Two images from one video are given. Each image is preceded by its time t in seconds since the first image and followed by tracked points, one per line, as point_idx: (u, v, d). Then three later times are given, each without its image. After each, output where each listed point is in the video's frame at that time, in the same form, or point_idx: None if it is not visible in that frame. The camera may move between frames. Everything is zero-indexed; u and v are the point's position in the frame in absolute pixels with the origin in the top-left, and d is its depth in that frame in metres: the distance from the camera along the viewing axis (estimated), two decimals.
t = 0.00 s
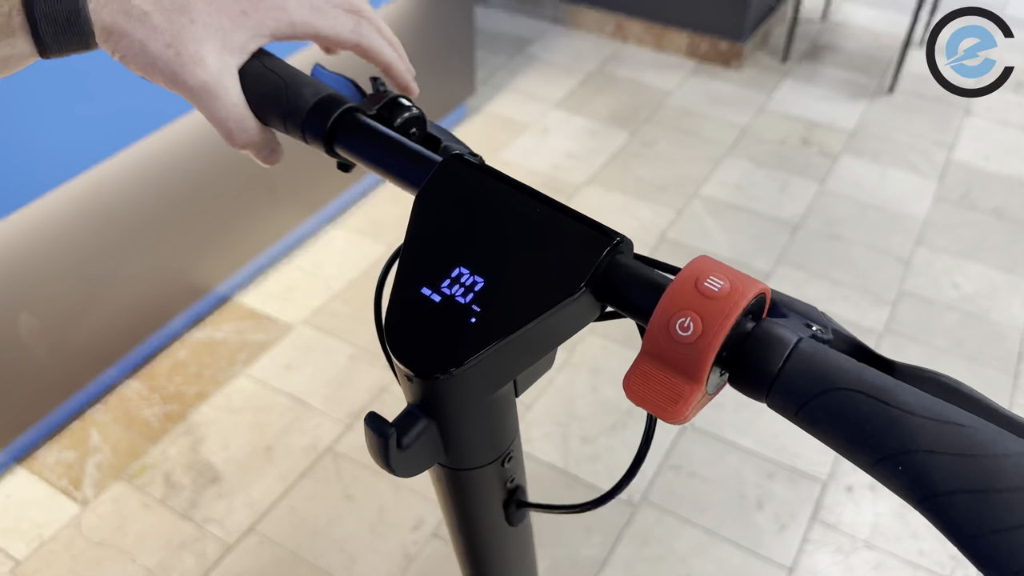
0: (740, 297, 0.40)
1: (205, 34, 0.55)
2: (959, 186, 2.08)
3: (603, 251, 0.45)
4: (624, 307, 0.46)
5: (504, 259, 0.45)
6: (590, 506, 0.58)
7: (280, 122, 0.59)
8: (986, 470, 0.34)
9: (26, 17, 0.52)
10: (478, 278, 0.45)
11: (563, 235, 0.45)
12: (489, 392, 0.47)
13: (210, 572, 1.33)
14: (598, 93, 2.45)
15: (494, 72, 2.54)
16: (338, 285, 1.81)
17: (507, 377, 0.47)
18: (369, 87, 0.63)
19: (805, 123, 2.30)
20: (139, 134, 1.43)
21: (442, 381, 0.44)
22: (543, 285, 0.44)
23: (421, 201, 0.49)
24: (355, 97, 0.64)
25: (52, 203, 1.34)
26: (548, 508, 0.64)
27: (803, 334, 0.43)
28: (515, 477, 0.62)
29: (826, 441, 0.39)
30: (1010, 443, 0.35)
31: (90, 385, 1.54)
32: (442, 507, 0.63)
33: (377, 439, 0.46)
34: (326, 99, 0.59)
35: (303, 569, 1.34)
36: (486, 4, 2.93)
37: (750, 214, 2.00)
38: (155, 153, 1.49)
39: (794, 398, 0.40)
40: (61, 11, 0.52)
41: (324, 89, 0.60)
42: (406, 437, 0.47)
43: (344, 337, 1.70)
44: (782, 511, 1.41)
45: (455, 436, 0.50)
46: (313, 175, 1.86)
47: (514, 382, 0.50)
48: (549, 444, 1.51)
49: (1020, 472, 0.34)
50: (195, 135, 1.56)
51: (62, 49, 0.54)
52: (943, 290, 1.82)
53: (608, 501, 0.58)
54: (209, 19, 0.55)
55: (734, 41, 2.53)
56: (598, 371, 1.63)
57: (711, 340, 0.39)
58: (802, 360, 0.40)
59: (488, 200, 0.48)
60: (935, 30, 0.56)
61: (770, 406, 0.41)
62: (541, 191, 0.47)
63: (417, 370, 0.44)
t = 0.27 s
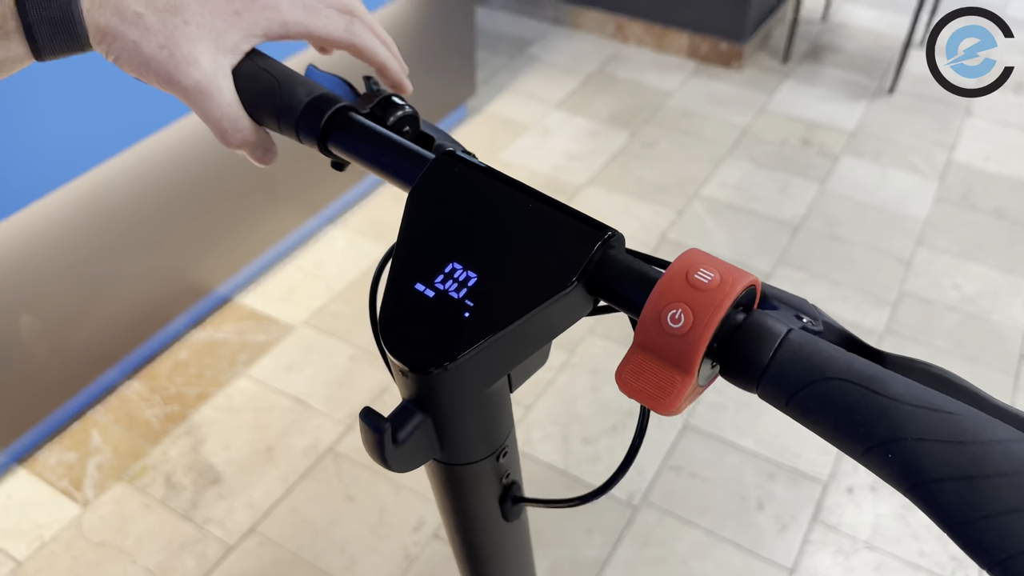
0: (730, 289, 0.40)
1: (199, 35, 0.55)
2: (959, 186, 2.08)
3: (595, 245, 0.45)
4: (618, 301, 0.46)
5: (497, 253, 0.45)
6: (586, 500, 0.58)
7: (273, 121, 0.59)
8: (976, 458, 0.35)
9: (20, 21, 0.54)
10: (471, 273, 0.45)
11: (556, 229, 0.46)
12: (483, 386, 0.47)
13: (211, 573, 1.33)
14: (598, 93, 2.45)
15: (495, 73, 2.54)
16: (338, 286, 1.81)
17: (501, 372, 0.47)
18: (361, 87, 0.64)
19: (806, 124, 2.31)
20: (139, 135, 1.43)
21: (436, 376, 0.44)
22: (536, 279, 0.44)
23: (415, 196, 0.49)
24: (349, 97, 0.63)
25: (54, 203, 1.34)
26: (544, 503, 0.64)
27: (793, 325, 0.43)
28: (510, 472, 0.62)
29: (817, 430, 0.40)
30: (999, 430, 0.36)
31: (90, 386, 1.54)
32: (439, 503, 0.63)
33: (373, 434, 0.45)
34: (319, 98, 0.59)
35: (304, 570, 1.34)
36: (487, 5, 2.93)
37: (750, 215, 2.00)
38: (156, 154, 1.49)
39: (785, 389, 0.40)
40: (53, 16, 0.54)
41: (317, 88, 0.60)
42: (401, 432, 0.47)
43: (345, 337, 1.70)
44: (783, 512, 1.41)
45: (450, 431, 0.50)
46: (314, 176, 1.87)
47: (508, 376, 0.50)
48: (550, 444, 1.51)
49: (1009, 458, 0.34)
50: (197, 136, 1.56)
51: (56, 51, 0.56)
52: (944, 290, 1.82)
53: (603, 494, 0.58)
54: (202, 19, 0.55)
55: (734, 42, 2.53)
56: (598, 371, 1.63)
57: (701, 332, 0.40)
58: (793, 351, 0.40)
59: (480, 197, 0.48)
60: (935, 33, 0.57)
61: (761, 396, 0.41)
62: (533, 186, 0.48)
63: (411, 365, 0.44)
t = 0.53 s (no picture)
0: (725, 283, 0.41)
1: (197, 35, 0.55)
2: (960, 187, 2.08)
3: (591, 241, 0.45)
4: (615, 296, 0.46)
5: (494, 249, 0.45)
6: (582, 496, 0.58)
7: (271, 120, 0.59)
8: (970, 448, 0.35)
9: (21, 21, 0.53)
10: (468, 269, 0.45)
11: (552, 225, 0.46)
12: (480, 382, 0.47)
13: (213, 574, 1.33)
14: (599, 94, 2.45)
15: (496, 74, 2.54)
16: (339, 286, 1.81)
17: (498, 367, 0.47)
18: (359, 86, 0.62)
19: (807, 124, 2.31)
20: (140, 136, 1.43)
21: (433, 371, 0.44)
22: (533, 274, 0.44)
23: (412, 192, 0.49)
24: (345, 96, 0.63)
25: (55, 204, 1.35)
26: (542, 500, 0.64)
27: (788, 319, 0.43)
28: (509, 469, 0.62)
29: (811, 422, 0.40)
30: (992, 421, 0.36)
31: (92, 386, 1.54)
32: (437, 500, 0.63)
33: (370, 429, 0.45)
34: (317, 97, 0.59)
35: (305, 571, 1.34)
36: (488, 6, 2.93)
37: (751, 215, 2.00)
38: (157, 156, 1.49)
39: (780, 381, 0.40)
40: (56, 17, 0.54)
41: (315, 87, 0.60)
42: (399, 427, 0.46)
43: (346, 338, 1.70)
44: (784, 513, 1.41)
45: (447, 426, 0.50)
46: (315, 177, 1.87)
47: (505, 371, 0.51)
48: (551, 445, 1.51)
49: (1003, 448, 0.35)
50: (198, 136, 1.56)
51: (56, 50, 0.56)
52: (945, 292, 1.82)
53: (601, 490, 0.58)
54: (200, 19, 0.56)
55: (736, 43, 2.53)
56: (599, 372, 1.63)
57: (697, 326, 0.40)
58: (788, 344, 0.41)
59: (477, 193, 0.48)
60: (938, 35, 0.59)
61: (757, 389, 0.42)
62: (529, 182, 0.48)
63: (408, 360, 0.43)
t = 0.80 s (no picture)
0: (726, 281, 0.40)
1: (201, 36, 0.56)
2: (961, 188, 2.08)
3: (593, 240, 0.45)
4: (618, 296, 0.46)
5: (497, 248, 0.45)
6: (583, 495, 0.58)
7: (274, 121, 0.59)
8: (972, 446, 0.35)
9: (27, 24, 0.51)
10: (471, 268, 0.45)
11: (555, 224, 0.46)
12: (483, 380, 0.47)
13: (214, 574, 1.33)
14: (600, 95, 2.45)
15: (497, 74, 2.54)
16: (341, 287, 1.81)
17: (501, 366, 0.47)
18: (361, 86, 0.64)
19: (808, 125, 2.31)
20: (142, 137, 1.43)
21: (436, 370, 0.44)
22: (535, 273, 0.44)
23: (415, 193, 0.49)
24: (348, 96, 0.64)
25: (57, 205, 1.35)
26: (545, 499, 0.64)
27: (789, 318, 0.43)
28: (511, 468, 0.62)
29: (813, 421, 0.40)
30: (993, 419, 0.36)
31: (93, 386, 1.54)
32: (440, 500, 0.63)
33: (374, 427, 0.45)
34: (320, 97, 0.59)
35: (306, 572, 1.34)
36: (489, 6, 2.93)
37: (753, 216, 2.00)
38: (159, 156, 1.49)
39: (782, 380, 0.41)
40: (63, 19, 0.52)
41: (318, 88, 0.60)
42: (402, 426, 0.47)
43: (348, 339, 1.70)
44: (785, 514, 1.41)
45: (450, 425, 0.50)
46: (317, 178, 1.87)
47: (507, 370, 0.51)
48: (553, 446, 1.51)
49: (1004, 446, 0.35)
50: (200, 137, 1.56)
51: (60, 53, 0.53)
52: (946, 293, 1.82)
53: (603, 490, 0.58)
54: (204, 20, 0.56)
55: (737, 44, 2.53)
56: (601, 373, 1.63)
57: (698, 325, 0.40)
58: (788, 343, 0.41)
59: (478, 193, 0.48)
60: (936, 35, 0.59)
61: (759, 388, 0.42)
62: (531, 182, 0.48)
63: (411, 358, 0.44)
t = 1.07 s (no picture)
0: (728, 281, 0.40)
1: (203, 36, 0.56)
2: (963, 189, 2.08)
3: (594, 241, 0.45)
4: (618, 296, 0.46)
5: (499, 249, 0.45)
6: (584, 495, 0.58)
7: (277, 121, 0.59)
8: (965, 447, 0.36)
9: (28, 21, 0.53)
10: (473, 269, 0.45)
11: (556, 225, 0.46)
12: (485, 381, 0.47)
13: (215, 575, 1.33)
14: (601, 96, 2.45)
15: (498, 75, 2.54)
16: (342, 288, 1.81)
17: (503, 367, 0.47)
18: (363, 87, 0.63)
19: (809, 126, 2.30)
20: (142, 139, 1.43)
21: (438, 370, 0.44)
22: (538, 273, 0.44)
23: (416, 195, 0.49)
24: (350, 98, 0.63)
25: (58, 207, 1.35)
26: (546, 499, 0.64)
27: (791, 318, 0.44)
28: (512, 468, 0.62)
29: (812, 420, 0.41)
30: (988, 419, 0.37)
31: (95, 387, 1.54)
32: (442, 500, 0.63)
33: (376, 427, 0.46)
34: (322, 99, 0.58)
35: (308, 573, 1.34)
36: (490, 7, 2.94)
37: (754, 217, 2.00)
38: (161, 157, 1.50)
39: (782, 380, 0.41)
40: (64, 17, 0.54)
41: (320, 88, 0.59)
42: (404, 426, 0.47)
43: (349, 339, 1.70)
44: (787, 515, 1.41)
45: (452, 426, 0.50)
46: (318, 179, 1.87)
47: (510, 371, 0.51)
48: (554, 447, 1.51)
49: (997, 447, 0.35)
50: (201, 138, 1.56)
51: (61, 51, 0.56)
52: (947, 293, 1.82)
53: (604, 490, 0.57)
54: (207, 21, 0.57)
55: (738, 44, 2.53)
56: (602, 374, 1.63)
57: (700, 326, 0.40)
58: (789, 343, 0.41)
59: (480, 194, 0.48)
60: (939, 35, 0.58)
61: (759, 387, 0.42)
62: (533, 183, 0.48)
63: (414, 358, 0.44)
